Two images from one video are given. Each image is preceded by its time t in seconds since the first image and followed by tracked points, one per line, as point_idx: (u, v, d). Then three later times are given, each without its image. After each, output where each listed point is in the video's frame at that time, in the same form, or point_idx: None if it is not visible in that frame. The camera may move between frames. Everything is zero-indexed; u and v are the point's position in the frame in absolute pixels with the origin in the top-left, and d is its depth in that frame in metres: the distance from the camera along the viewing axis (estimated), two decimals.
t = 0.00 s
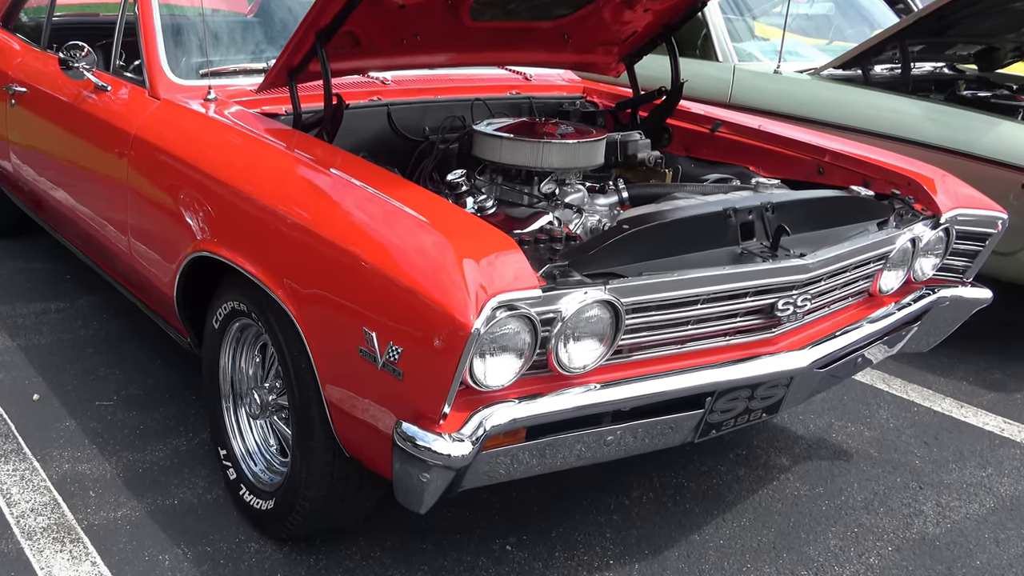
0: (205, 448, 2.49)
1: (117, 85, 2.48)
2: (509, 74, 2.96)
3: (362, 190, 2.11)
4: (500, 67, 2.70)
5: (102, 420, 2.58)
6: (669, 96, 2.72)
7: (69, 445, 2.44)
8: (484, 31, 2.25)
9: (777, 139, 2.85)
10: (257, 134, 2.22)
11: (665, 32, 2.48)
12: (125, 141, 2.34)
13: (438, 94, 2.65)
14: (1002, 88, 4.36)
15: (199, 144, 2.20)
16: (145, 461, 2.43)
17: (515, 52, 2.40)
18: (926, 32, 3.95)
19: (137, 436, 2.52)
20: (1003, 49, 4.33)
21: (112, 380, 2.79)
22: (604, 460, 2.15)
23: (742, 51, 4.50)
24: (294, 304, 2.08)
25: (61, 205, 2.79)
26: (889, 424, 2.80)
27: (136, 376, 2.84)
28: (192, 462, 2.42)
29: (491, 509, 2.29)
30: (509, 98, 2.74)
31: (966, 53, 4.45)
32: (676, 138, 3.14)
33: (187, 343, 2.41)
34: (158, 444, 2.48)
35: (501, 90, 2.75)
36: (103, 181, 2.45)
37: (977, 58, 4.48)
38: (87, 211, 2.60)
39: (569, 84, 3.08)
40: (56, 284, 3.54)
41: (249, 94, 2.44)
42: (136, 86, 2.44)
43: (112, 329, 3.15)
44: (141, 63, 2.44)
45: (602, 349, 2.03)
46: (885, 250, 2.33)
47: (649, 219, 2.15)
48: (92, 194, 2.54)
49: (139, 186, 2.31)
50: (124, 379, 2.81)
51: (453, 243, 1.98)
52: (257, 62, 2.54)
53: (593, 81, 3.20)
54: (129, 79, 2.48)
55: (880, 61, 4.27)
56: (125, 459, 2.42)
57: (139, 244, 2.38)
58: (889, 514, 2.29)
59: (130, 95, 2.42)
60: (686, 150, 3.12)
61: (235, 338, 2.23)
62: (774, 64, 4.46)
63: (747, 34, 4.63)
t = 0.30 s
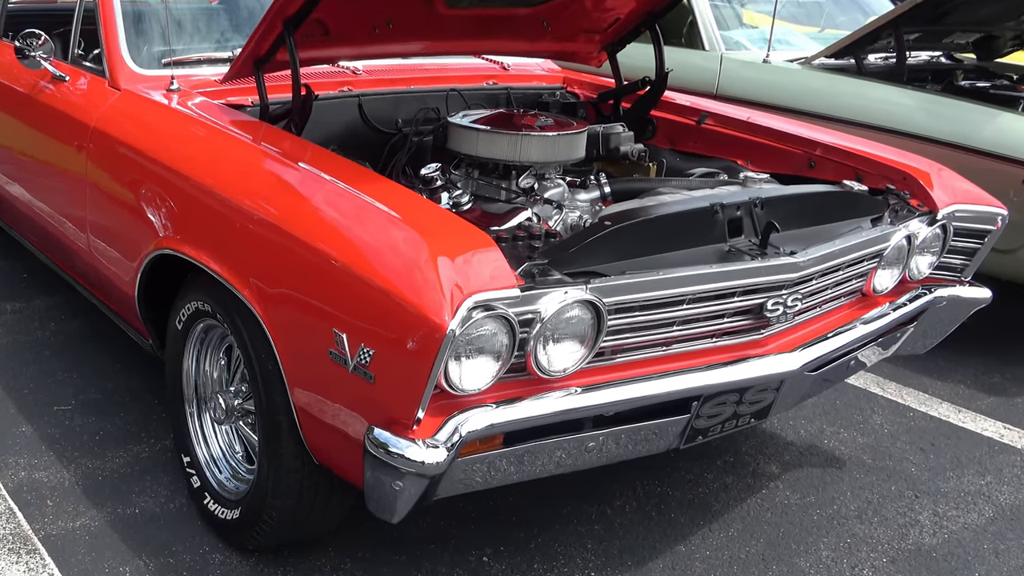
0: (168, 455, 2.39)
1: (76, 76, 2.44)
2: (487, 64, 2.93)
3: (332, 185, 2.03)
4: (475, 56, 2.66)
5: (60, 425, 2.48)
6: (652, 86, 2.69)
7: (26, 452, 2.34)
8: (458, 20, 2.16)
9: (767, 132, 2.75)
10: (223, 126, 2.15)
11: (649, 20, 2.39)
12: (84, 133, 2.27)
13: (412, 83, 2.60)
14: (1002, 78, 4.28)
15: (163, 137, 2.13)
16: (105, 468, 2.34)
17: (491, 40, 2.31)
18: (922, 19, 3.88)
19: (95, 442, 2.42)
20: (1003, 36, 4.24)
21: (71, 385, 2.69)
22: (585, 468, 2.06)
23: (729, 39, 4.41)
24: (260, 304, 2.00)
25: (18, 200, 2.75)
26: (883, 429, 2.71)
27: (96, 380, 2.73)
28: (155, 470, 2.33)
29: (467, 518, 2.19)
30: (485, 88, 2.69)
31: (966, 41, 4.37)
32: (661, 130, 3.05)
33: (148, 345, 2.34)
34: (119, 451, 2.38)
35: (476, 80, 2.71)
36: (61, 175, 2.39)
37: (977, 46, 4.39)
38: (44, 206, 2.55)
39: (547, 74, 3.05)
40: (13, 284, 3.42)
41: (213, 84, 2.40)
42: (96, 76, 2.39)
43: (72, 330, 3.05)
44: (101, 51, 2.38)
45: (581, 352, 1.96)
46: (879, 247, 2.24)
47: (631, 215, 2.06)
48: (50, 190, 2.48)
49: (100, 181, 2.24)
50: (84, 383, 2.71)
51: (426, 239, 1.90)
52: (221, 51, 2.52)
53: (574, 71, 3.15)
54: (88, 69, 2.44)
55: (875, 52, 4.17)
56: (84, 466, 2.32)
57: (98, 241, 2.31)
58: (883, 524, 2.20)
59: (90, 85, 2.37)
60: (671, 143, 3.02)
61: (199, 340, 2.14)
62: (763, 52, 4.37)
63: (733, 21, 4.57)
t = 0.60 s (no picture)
0: (131, 462, 2.31)
1: (34, 66, 2.38)
2: (464, 55, 2.87)
3: (301, 180, 1.96)
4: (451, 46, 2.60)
5: (17, 431, 2.39)
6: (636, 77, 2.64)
7: None
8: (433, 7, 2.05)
9: (756, 124, 2.68)
10: (187, 119, 2.08)
11: (634, 7, 2.30)
12: (42, 126, 2.21)
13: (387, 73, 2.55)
14: (1002, 68, 4.20)
15: (125, 130, 2.06)
16: (65, 476, 2.25)
17: (466, 28, 2.23)
18: (918, 7, 3.81)
19: (53, 449, 2.33)
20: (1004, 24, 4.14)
21: (29, 389, 2.59)
22: (566, 475, 1.98)
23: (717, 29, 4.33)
24: (227, 304, 1.92)
25: None
26: (877, 435, 2.64)
27: (55, 384, 2.64)
28: (117, 477, 2.24)
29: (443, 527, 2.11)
30: (461, 79, 2.64)
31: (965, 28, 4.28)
32: (646, 123, 2.92)
33: (109, 347, 2.27)
34: (79, 458, 2.30)
35: (455, 70, 2.67)
36: (18, 169, 2.33)
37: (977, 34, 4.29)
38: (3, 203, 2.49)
39: (527, 64, 2.98)
40: None
41: (177, 74, 2.34)
42: (55, 65, 2.34)
43: (31, 331, 2.95)
44: (61, 40, 2.32)
45: (562, 353, 1.89)
46: (873, 245, 2.17)
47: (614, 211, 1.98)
48: (8, 185, 2.41)
49: (59, 176, 2.17)
50: (42, 387, 2.62)
51: (399, 236, 1.82)
52: (186, 40, 2.45)
53: (554, 61, 3.08)
54: (47, 59, 2.38)
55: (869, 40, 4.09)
56: (43, 474, 2.24)
57: (56, 238, 2.25)
58: (878, 533, 2.13)
59: (48, 75, 2.31)
60: (655, 135, 2.93)
61: (164, 342, 2.06)
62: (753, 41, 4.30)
63: (722, 9, 4.51)
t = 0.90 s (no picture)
0: (93, 468, 2.24)
1: None
2: (442, 44, 2.81)
3: (272, 174, 1.89)
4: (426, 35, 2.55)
5: None
6: (620, 67, 2.55)
7: None
8: None
9: (745, 116, 2.61)
10: (153, 112, 2.01)
11: None
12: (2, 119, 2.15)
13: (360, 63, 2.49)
14: (1002, 58, 4.14)
15: (88, 123, 1.99)
16: (25, 483, 2.18)
17: (442, 17, 2.16)
18: None
19: (12, 455, 2.26)
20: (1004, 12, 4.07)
21: None
22: (549, 483, 1.90)
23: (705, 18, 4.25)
24: (193, 305, 1.84)
25: None
26: (871, 440, 2.60)
27: (15, 387, 2.56)
28: (80, 485, 2.18)
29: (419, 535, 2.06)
30: (438, 69, 2.59)
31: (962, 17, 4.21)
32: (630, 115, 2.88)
33: (72, 349, 2.21)
34: (39, 464, 2.23)
35: (431, 61, 2.62)
36: None
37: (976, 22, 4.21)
38: None
39: (506, 54, 2.92)
40: None
41: (141, 65, 2.31)
42: (14, 56, 2.29)
43: None
44: (21, 29, 2.25)
45: (543, 356, 1.82)
46: (867, 242, 2.10)
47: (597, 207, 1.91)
48: None
49: (20, 172, 2.11)
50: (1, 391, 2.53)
51: (373, 232, 1.75)
52: (151, 29, 2.42)
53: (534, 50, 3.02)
54: (7, 49, 2.33)
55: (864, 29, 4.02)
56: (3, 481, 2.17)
57: (16, 235, 2.19)
58: (873, 544, 2.10)
59: (9, 66, 2.25)
60: (641, 129, 2.85)
61: (128, 344, 1.99)
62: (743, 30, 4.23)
63: None
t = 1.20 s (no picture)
0: (57, 475, 2.18)
1: None
2: (418, 33, 2.73)
3: (242, 169, 1.82)
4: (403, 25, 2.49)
5: None
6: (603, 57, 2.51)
7: None
8: None
9: (736, 109, 2.55)
10: (120, 105, 1.95)
11: None
12: None
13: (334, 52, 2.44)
14: (1002, 48, 4.08)
15: (52, 117, 1.93)
16: None
17: (419, 7, 2.10)
18: None
19: None
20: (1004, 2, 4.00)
21: None
22: (531, 490, 1.82)
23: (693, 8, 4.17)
24: (160, 305, 1.77)
25: None
26: (866, 446, 2.55)
27: None
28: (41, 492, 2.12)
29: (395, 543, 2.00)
30: (416, 59, 2.53)
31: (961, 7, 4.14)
32: (616, 107, 2.78)
33: (35, 351, 2.16)
34: None
35: (406, 51, 2.55)
36: None
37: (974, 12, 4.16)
38: None
39: (487, 43, 2.86)
40: None
41: (105, 54, 2.25)
42: None
43: None
44: None
45: (524, 358, 1.75)
46: (862, 240, 2.03)
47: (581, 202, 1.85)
48: None
49: None
50: None
51: (347, 229, 1.69)
52: (117, 17, 2.36)
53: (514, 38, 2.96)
54: None
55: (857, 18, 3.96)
56: None
57: None
58: (869, 554, 2.06)
59: None
60: (626, 122, 2.78)
61: (92, 345, 1.93)
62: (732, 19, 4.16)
63: None
